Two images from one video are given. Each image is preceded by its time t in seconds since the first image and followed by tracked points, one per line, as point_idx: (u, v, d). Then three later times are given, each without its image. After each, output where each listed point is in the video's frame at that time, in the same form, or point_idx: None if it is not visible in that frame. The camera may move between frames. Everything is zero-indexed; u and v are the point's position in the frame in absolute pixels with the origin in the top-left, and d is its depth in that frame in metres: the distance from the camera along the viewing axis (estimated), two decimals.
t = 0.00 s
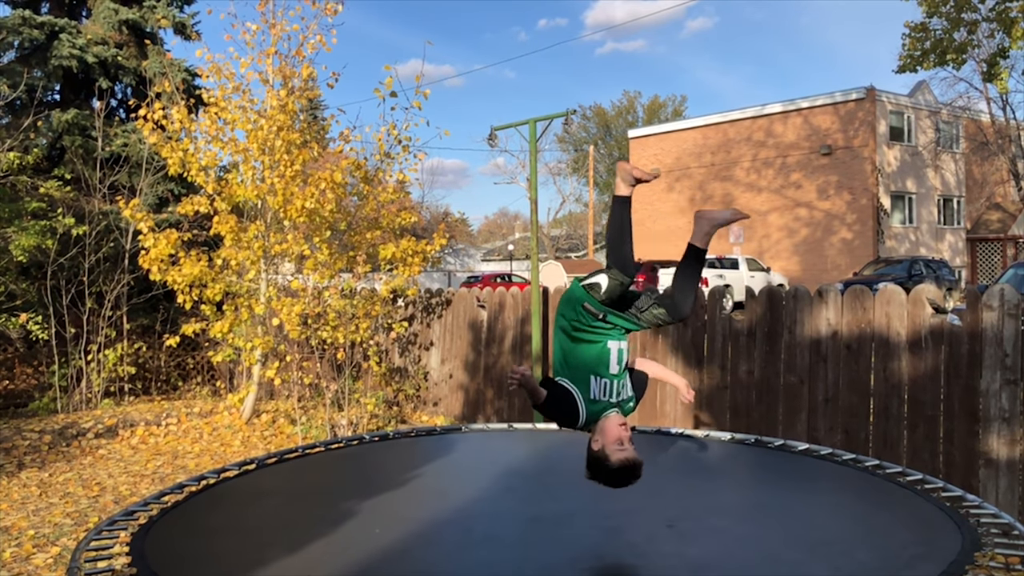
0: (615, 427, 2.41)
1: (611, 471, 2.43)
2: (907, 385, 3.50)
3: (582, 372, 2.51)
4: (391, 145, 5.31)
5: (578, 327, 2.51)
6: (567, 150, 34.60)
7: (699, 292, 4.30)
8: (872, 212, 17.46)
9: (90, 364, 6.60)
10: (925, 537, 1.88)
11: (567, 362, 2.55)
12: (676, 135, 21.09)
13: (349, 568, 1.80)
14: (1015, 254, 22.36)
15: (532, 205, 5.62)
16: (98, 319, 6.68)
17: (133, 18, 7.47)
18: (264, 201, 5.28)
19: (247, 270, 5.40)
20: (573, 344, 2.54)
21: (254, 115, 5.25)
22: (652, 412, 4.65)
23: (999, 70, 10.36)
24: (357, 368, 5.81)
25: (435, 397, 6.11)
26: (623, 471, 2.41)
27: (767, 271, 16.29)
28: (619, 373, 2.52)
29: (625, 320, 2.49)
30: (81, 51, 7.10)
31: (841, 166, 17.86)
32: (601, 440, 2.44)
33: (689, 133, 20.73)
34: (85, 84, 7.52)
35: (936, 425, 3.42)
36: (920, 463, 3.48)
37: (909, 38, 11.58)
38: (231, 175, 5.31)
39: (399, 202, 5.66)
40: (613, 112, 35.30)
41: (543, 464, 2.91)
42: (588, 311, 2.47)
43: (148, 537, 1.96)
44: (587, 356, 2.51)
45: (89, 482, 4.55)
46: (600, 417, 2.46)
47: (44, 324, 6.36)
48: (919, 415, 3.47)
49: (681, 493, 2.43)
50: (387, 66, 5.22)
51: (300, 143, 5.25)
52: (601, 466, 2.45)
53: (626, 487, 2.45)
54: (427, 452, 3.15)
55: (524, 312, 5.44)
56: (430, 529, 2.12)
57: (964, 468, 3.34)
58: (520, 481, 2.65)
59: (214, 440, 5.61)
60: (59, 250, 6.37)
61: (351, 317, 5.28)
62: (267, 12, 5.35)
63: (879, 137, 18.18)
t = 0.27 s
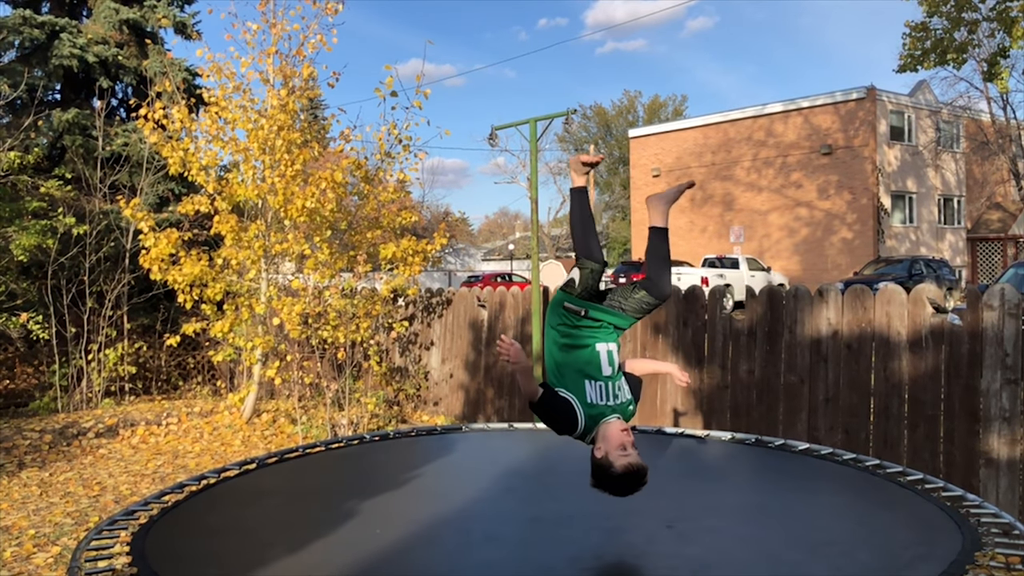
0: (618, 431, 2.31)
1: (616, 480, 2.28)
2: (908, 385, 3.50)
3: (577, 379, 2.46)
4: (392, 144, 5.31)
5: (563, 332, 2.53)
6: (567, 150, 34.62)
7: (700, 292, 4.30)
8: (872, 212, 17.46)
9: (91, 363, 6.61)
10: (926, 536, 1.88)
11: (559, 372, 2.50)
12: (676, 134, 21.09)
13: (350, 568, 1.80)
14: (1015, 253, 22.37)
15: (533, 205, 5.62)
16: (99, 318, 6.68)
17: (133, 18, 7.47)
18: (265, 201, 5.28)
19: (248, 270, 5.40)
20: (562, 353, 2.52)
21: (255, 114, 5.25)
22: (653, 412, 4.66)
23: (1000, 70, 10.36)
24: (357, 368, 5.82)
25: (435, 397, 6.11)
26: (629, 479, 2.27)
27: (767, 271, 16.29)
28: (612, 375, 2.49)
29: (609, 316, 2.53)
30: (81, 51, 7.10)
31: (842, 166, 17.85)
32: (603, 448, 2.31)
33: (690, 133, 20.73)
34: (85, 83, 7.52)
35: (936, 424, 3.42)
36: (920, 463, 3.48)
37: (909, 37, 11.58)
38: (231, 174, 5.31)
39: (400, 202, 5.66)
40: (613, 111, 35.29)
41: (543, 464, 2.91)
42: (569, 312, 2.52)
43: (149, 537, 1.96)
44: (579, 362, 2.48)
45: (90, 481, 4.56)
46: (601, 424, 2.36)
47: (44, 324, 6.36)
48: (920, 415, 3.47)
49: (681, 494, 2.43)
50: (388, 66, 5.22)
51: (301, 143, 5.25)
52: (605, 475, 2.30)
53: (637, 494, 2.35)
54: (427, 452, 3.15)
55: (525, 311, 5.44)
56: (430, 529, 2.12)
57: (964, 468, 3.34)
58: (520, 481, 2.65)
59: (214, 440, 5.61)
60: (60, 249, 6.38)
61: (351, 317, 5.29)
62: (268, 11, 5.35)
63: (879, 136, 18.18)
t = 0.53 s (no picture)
0: (618, 435, 2.29)
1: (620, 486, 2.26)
2: (908, 385, 3.49)
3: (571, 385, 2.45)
4: (392, 144, 5.30)
5: (551, 341, 2.57)
6: (567, 150, 34.63)
7: (700, 292, 4.30)
8: (873, 212, 17.46)
9: (91, 364, 6.60)
10: (926, 536, 1.88)
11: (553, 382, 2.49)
12: (676, 135, 21.09)
13: (350, 569, 1.80)
14: (1015, 254, 22.37)
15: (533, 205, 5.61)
16: (99, 319, 6.68)
17: (133, 18, 7.46)
18: (265, 201, 5.28)
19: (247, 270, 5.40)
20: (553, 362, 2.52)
21: (255, 114, 5.25)
22: (653, 412, 4.65)
23: (1000, 70, 10.36)
24: (357, 368, 5.81)
25: (435, 397, 6.11)
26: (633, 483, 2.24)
27: (768, 271, 16.29)
28: (606, 378, 2.49)
29: (592, 318, 2.60)
30: (81, 51, 7.10)
31: (842, 166, 17.85)
32: (604, 455, 2.30)
33: (690, 133, 20.73)
34: (85, 83, 7.52)
35: (936, 425, 3.41)
36: (920, 463, 3.48)
37: (910, 38, 11.60)
38: (231, 175, 5.31)
39: (400, 202, 5.66)
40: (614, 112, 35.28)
41: (543, 464, 2.91)
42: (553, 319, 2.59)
43: (149, 537, 1.96)
44: (572, 368, 2.48)
45: (90, 482, 4.56)
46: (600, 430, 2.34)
47: (44, 324, 6.36)
48: (920, 415, 3.47)
49: (682, 494, 2.43)
50: (388, 66, 5.20)
51: (301, 143, 5.25)
52: (611, 482, 2.28)
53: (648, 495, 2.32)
54: (427, 452, 3.14)
55: (525, 311, 5.43)
56: (431, 529, 2.11)
57: (965, 468, 3.33)
58: (520, 481, 2.65)
59: (214, 440, 5.61)
60: (60, 250, 6.37)
61: (351, 317, 5.28)
62: (268, 11, 5.34)
63: (880, 136, 18.17)
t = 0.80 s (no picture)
0: (617, 436, 2.30)
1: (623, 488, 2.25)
2: (908, 385, 3.49)
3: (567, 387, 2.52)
4: (392, 144, 5.30)
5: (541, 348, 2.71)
6: (567, 150, 34.63)
7: (700, 292, 4.30)
8: (873, 212, 17.46)
9: (91, 363, 6.60)
10: (927, 536, 1.88)
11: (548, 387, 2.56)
12: (676, 134, 21.09)
13: (350, 569, 1.80)
14: (1015, 253, 22.38)
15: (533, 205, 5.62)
16: (99, 319, 6.68)
17: (133, 18, 7.46)
18: (265, 201, 5.27)
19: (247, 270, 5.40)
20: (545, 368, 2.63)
21: (255, 114, 5.25)
22: (653, 412, 4.65)
23: (1000, 70, 10.36)
24: (357, 367, 5.82)
25: (435, 397, 6.11)
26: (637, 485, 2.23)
27: (768, 270, 16.29)
28: (599, 380, 2.57)
29: (577, 324, 2.78)
30: (81, 51, 7.10)
31: (842, 166, 17.85)
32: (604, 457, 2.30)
33: (690, 133, 20.73)
34: (85, 83, 7.52)
35: (936, 425, 3.41)
36: (920, 463, 3.48)
37: (909, 37, 11.61)
38: (231, 174, 5.31)
39: (400, 202, 5.66)
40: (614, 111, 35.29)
41: (543, 464, 2.90)
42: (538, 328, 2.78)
43: (149, 538, 1.96)
44: (565, 371, 2.58)
45: (90, 481, 4.56)
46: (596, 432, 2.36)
47: (44, 324, 6.36)
48: (920, 415, 3.47)
49: (682, 494, 2.43)
50: (388, 65, 5.17)
51: (301, 143, 5.24)
52: (614, 486, 2.26)
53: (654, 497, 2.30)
54: (427, 452, 3.14)
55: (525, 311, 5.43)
56: (431, 529, 2.11)
57: (965, 468, 3.33)
58: (520, 481, 2.65)
59: (214, 440, 5.61)
60: (60, 249, 6.37)
61: (351, 316, 5.28)
62: (268, 11, 5.34)
63: (880, 136, 18.18)
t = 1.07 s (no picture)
0: (613, 433, 2.26)
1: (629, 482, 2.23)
2: (909, 385, 3.49)
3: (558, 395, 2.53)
4: (392, 144, 5.30)
5: (529, 363, 2.73)
6: (568, 150, 34.63)
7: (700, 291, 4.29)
8: (873, 212, 17.45)
9: (91, 363, 6.60)
10: (928, 536, 1.88)
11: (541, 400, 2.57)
12: (677, 134, 21.08)
13: (350, 569, 1.79)
14: (1016, 254, 22.38)
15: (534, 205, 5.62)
16: (99, 319, 6.68)
17: (133, 18, 7.46)
18: (265, 201, 5.27)
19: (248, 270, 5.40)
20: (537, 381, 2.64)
21: (255, 114, 5.25)
22: (653, 412, 4.64)
23: (1000, 70, 10.36)
24: (357, 367, 5.82)
25: (435, 397, 6.11)
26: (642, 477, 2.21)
27: (768, 271, 16.28)
28: (588, 383, 2.56)
29: (563, 335, 2.81)
30: (81, 51, 7.10)
31: (843, 166, 17.84)
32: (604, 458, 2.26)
33: (690, 133, 20.73)
34: (86, 83, 7.51)
35: (937, 425, 3.41)
36: (921, 463, 3.48)
37: (910, 37, 11.62)
38: (232, 174, 5.31)
39: (401, 202, 5.66)
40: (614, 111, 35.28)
41: (543, 464, 2.90)
42: (524, 343, 2.82)
43: (150, 538, 1.96)
44: (553, 381, 2.59)
45: (90, 481, 4.56)
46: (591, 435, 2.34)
47: (45, 324, 6.36)
48: (920, 415, 3.46)
49: (682, 493, 2.43)
50: (389, 64, 5.17)
51: (301, 143, 5.24)
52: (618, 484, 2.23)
53: (655, 495, 2.29)
54: (427, 452, 3.14)
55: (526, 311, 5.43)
56: (431, 529, 2.11)
57: (965, 468, 3.33)
58: (521, 481, 2.64)
59: (215, 440, 5.61)
60: (60, 249, 6.37)
61: (351, 316, 5.28)
62: (268, 11, 5.33)
63: (880, 136, 18.18)
